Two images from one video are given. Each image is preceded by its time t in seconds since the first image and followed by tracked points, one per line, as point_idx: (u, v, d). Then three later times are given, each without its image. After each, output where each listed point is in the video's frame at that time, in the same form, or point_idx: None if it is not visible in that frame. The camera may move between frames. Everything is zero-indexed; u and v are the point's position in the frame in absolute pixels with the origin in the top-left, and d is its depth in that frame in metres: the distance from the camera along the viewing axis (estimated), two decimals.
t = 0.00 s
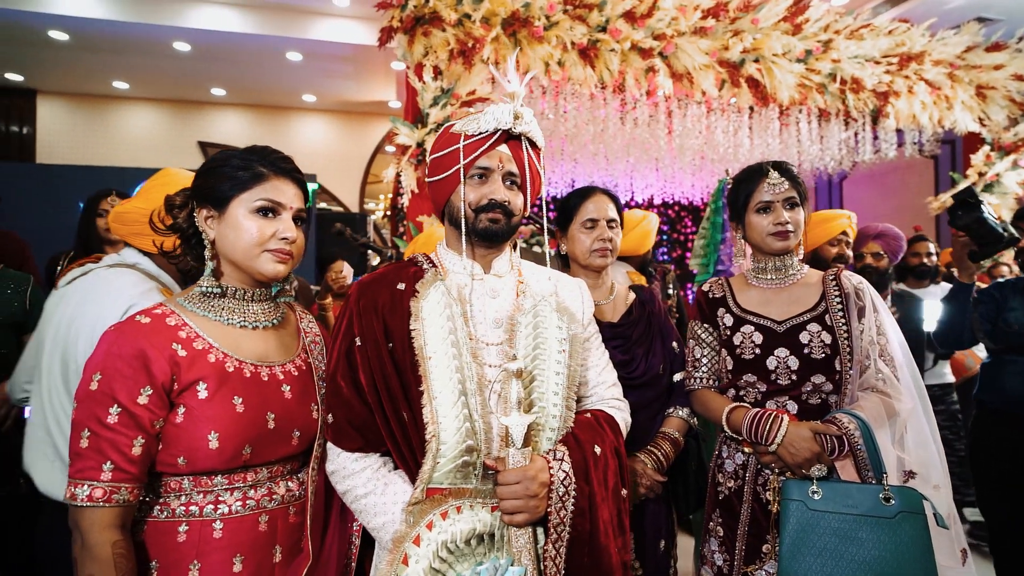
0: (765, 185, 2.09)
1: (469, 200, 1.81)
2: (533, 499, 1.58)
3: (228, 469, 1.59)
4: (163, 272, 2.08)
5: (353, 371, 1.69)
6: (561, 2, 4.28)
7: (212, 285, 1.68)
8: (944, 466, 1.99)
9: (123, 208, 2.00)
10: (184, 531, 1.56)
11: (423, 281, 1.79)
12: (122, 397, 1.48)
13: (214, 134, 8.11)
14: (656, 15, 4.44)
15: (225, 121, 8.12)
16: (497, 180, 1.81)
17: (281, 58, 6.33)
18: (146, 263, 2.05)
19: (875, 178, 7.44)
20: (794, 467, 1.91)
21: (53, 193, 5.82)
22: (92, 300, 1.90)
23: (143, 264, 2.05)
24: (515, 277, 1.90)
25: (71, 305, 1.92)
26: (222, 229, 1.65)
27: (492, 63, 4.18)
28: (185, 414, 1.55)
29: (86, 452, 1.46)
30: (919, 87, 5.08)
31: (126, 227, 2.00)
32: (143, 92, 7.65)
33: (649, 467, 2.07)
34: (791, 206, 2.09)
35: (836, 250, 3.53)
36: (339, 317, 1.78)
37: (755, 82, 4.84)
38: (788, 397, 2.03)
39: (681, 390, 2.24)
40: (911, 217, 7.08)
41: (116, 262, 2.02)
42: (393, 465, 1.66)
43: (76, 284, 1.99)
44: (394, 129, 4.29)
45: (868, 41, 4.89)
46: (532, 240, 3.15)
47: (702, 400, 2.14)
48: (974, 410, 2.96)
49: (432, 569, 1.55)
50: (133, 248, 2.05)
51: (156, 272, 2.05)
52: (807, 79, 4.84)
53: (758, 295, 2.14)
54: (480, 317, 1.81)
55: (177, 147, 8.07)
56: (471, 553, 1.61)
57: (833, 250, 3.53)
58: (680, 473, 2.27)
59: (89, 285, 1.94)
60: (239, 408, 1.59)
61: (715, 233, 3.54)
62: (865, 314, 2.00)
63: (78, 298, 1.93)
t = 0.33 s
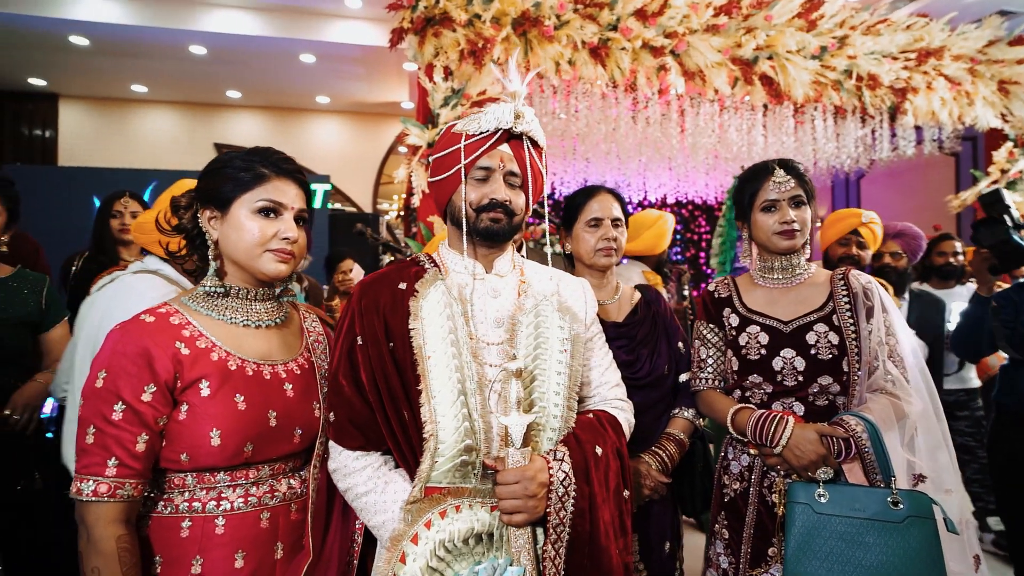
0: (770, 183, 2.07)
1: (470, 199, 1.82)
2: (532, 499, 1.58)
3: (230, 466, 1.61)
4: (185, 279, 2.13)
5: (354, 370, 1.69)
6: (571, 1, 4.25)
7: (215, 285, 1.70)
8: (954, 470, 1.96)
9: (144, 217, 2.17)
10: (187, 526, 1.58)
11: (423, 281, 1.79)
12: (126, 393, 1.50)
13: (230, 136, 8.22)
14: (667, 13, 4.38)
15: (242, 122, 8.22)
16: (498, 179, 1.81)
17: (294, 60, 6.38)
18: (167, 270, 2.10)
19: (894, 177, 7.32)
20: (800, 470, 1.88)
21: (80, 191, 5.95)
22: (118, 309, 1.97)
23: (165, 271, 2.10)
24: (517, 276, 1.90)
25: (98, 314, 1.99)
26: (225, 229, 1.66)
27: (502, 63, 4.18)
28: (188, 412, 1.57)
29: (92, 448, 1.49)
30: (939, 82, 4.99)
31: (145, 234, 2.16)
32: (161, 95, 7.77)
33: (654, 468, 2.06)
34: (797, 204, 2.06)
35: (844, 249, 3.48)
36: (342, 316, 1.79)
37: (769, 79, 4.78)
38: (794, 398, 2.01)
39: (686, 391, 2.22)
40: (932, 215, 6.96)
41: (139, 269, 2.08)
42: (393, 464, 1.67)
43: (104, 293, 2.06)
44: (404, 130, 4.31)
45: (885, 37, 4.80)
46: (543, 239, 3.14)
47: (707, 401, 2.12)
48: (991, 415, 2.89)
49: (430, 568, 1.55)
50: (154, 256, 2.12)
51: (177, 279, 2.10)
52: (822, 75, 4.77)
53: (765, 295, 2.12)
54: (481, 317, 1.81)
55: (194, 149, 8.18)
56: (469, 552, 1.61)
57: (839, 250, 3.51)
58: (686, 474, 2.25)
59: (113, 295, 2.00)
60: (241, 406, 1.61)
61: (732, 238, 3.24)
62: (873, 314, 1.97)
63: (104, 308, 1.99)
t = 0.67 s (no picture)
0: (778, 182, 2.04)
1: (473, 200, 1.81)
2: (532, 500, 1.57)
3: (234, 464, 1.63)
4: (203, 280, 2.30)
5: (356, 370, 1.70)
6: None
7: (220, 284, 1.72)
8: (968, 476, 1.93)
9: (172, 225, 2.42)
10: (192, 523, 1.60)
11: (425, 281, 1.80)
12: (131, 391, 1.53)
13: (248, 138, 8.33)
14: (681, 11, 4.31)
15: (258, 124, 8.33)
16: (501, 179, 1.81)
17: (309, 62, 6.44)
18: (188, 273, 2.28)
19: (916, 174, 7.19)
20: (808, 473, 1.85)
21: (97, 195, 6.03)
22: (146, 303, 2.14)
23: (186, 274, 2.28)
24: (521, 277, 1.89)
25: (128, 307, 2.15)
26: (230, 230, 1.68)
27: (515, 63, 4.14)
28: (191, 410, 1.59)
29: (98, 444, 1.51)
30: (962, 77, 4.87)
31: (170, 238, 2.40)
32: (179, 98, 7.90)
33: (660, 471, 2.03)
34: (805, 203, 2.03)
35: (871, 250, 3.41)
36: (346, 316, 1.79)
37: (785, 76, 4.70)
38: (803, 400, 1.98)
39: (694, 392, 2.20)
40: (955, 213, 6.82)
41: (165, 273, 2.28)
42: (395, 463, 1.67)
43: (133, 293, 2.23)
44: (416, 131, 4.32)
45: (905, 32, 4.69)
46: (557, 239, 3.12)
47: (714, 403, 2.09)
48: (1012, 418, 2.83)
49: (429, 568, 1.55)
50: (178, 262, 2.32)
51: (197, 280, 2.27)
52: (840, 72, 4.68)
53: (773, 295, 2.10)
54: (483, 317, 1.81)
55: (212, 150, 8.31)
56: (469, 553, 1.61)
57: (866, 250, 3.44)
58: (694, 479, 2.21)
59: (143, 291, 2.17)
60: (244, 404, 1.62)
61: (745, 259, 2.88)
62: (885, 315, 1.94)
63: (134, 303, 2.16)
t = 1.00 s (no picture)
0: (788, 180, 2.01)
1: (477, 199, 1.80)
2: (533, 502, 1.55)
3: (238, 462, 1.65)
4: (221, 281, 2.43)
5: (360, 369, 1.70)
6: None
7: (225, 284, 1.74)
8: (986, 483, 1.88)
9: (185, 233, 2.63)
10: (197, 520, 1.62)
11: (428, 280, 1.80)
12: (137, 389, 1.55)
13: (267, 140, 8.45)
14: (697, 7, 4.25)
15: (277, 127, 8.45)
16: (505, 179, 1.80)
17: (326, 64, 6.51)
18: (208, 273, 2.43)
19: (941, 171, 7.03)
20: (818, 478, 1.81)
21: (121, 196, 6.16)
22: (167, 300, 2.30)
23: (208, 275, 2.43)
24: (526, 277, 1.88)
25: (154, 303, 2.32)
26: (235, 231, 1.70)
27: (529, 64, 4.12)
28: (196, 408, 1.61)
29: (106, 441, 1.54)
30: (989, 71, 4.74)
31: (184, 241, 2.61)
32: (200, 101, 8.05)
33: (668, 473, 2.00)
34: (816, 201, 2.00)
35: (907, 248, 3.32)
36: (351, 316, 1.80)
37: (804, 72, 4.62)
38: (814, 402, 1.94)
39: (703, 394, 2.16)
40: (982, 211, 6.65)
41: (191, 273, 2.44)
42: (398, 463, 1.67)
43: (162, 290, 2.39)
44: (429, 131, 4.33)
45: (930, 25, 4.56)
46: (568, 239, 3.10)
47: (723, 404, 2.06)
48: None
49: (429, 568, 1.55)
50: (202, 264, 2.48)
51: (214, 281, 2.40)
52: (861, 67, 4.58)
53: (784, 295, 2.06)
54: (487, 317, 1.80)
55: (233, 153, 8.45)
56: (469, 553, 1.60)
57: (902, 247, 3.33)
58: (703, 482, 2.18)
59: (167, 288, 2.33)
60: (248, 403, 1.64)
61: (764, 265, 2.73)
62: (899, 316, 1.89)
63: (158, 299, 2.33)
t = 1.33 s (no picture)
0: (799, 178, 1.97)
1: (482, 199, 1.79)
2: (536, 503, 1.53)
3: (244, 461, 1.66)
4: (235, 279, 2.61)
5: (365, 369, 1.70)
6: None
7: (231, 285, 1.75)
8: (1004, 490, 1.83)
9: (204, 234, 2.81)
10: (203, 517, 1.64)
11: (432, 280, 1.79)
12: (145, 388, 1.57)
13: (285, 142, 8.56)
14: (712, 4, 4.20)
15: (295, 128, 8.55)
16: (510, 178, 1.79)
17: (342, 66, 6.56)
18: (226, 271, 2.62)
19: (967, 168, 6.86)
20: (829, 482, 1.77)
21: (143, 197, 6.28)
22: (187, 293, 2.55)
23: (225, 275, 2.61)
24: (531, 276, 1.87)
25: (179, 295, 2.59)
26: (241, 232, 1.71)
27: (542, 63, 4.10)
28: (203, 407, 1.63)
29: (113, 439, 1.56)
30: (1017, 64, 4.61)
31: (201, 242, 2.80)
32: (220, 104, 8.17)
33: (676, 476, 1.97)
34: (828, 199, 1.96)
35: (929, 244, 3.24)
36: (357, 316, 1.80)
37: (823, 69, 4.53)
38: (826, 405, 1.90)
39: (713, 396, 2.13)
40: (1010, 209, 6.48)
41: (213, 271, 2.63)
42: (402, 462, 1.66)
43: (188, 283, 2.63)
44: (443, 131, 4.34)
45: (954, 18, 4.44)
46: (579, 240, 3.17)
47: (733, 407, 2.03)
48: None
49: (431, 569, 1.55)
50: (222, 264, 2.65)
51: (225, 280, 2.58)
52: (882, 62, 4.48)
53: (796, 295, 2.03)
54: (492, 317, 1.79)
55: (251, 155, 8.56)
56: (470, 554, 1.60)
57: (924, 244, 3.25)
58: (713, 486, 2.17)
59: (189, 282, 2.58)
60: (253, 402, 1.65)
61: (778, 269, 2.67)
62: (915, 318, 1.85)
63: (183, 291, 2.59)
